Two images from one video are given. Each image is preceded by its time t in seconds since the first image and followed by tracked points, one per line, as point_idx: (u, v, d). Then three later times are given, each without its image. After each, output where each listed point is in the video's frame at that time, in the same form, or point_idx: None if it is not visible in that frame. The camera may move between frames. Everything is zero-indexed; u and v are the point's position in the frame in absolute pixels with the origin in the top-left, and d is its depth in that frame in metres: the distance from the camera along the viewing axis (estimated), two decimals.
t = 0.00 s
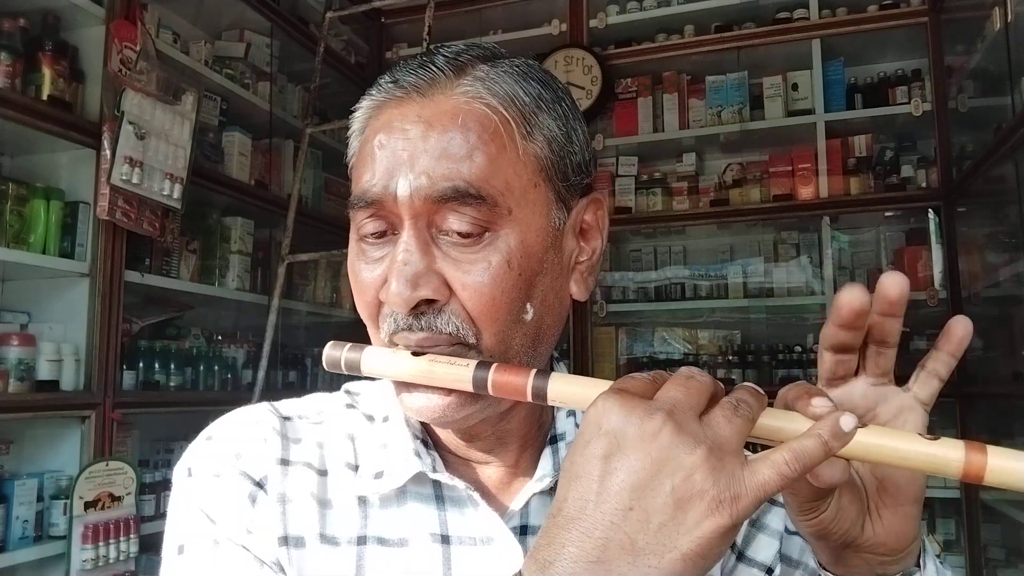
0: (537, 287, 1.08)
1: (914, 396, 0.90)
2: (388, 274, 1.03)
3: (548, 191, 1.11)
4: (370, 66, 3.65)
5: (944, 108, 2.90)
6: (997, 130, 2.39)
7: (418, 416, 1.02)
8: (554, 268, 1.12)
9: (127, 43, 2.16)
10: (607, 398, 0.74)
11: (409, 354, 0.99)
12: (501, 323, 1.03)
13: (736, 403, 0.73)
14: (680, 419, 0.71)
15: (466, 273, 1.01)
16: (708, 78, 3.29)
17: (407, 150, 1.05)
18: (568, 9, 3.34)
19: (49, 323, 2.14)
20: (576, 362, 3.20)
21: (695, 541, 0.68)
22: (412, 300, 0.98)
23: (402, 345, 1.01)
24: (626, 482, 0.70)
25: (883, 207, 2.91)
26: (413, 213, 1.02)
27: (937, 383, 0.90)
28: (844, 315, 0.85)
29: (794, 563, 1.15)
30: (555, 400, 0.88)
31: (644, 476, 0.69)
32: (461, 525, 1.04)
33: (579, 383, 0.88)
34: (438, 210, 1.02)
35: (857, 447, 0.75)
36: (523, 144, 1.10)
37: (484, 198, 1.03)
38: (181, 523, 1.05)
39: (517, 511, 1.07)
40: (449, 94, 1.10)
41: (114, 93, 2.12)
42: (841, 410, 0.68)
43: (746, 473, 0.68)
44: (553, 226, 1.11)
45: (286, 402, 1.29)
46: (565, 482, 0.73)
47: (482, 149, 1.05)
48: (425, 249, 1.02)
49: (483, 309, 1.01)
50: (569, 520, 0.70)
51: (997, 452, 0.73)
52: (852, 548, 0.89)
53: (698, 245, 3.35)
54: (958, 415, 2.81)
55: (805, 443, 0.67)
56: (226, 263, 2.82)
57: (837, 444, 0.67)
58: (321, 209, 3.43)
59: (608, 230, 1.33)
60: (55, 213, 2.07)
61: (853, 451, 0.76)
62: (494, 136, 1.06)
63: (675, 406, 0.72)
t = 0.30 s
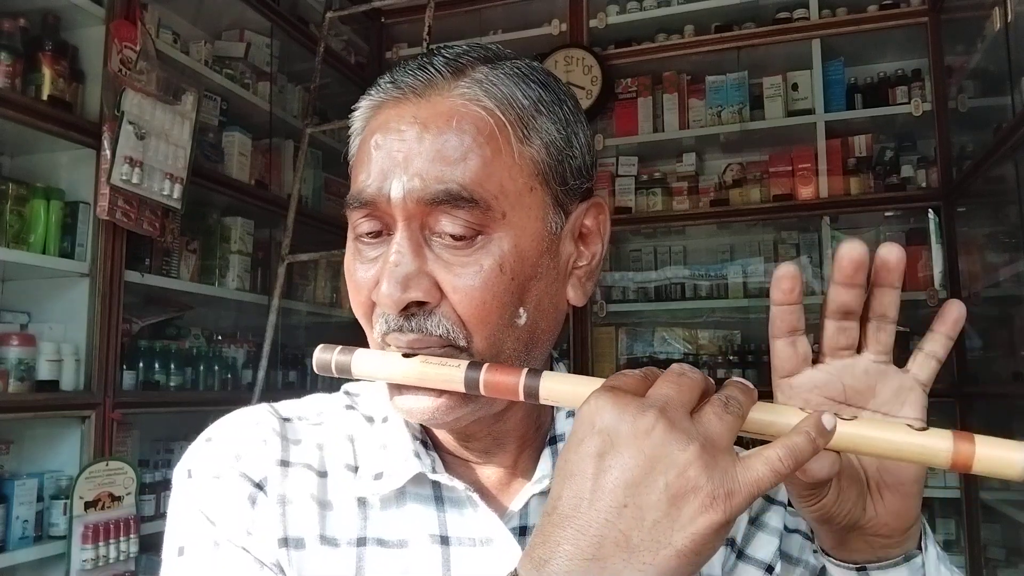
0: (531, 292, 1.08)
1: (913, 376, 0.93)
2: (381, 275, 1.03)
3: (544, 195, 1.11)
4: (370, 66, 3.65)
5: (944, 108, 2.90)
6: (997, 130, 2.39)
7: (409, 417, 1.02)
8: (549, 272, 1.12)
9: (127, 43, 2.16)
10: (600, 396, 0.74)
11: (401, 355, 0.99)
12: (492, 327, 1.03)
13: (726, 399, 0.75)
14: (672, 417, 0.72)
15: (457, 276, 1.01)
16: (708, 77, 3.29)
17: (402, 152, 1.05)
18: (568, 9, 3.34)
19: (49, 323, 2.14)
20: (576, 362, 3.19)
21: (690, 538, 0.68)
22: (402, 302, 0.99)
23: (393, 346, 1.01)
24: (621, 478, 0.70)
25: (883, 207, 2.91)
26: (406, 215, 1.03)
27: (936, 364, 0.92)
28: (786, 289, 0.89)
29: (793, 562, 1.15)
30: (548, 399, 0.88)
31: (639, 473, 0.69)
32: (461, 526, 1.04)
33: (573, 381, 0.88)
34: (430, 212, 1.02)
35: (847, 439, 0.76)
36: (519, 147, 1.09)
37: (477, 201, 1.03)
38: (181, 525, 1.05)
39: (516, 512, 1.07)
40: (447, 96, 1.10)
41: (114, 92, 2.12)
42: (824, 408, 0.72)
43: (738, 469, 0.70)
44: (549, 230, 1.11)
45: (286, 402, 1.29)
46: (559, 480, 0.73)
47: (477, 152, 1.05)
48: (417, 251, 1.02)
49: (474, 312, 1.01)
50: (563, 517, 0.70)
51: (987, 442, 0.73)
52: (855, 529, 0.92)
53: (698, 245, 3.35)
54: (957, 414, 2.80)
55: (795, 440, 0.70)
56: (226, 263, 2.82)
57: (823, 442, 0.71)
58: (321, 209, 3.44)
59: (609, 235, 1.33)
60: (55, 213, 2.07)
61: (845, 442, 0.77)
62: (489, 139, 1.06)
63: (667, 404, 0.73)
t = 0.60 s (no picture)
0: (531, 292, 1.08)
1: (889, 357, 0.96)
2: (380, 274, 1.03)
3: (544, 196, 1.11)
4: (370, 66, 3.65)
5: (944, 108, 2.90)
6: (997, 130, 2.39)
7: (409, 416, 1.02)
8: (549, 273, 1.12)
9: (127, 43, 2.16)
10: (597, 396, 0.74)
11: (401, 354, 0.99)
12: (492, 327, 1.03)
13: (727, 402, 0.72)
14: (671, 417, 0.70)
15: (457, 275, 1.01)
16: (708, 77, 3.29)
17: (402, 152, 1.05)
18: (568, 9, 3.34)
19: (49, 323, 2.14)
20: (577, 362, 3.19)
21: (685, 537, 0.68)
22: (401, 301, 0.99)
23: (393, 344, 1.01)
24: (619, 478, 0.70)
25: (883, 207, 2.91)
26: (406, 214, 1.03)
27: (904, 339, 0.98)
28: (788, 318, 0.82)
29: (793, 570, 1.14)
30: (548, 401, 0.88)
31: (636, 473, 0.69)
32: (461, 528, 1.04)
33: (572, 383, 0.87)
34: (430, 211, 1.03)
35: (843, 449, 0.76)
36: (519, 148, 1.09)
37: (476, 201, 1.03)
38: (182, 523, 1.05)
39: (516, 513, 1.07)
40: (447, 96, 1.10)
41: (114, 92, 2.12)
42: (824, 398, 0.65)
43: (731, 471, 0.68)
44: (549, 231, 1.11)
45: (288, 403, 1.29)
46: (556, 480, 0.73)
47: (477, 152, 1.05)
48: (416, 251, 1.02)
49: (473, 312, 1.01)
50: (559, 518, 0.71)
51: (985, 453, 0.73)
52: (855, 557, 0.88)
53: (698, 245, 3.35)
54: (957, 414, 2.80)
55: (785, 435, 0.66)
56: (226, 264, 2.82)
57: (818, 434, 0.65)
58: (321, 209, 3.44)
59: (611, 236, 1.33)
60: (55, 213, 2.07)
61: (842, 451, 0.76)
62: (489, 139, 1.06)
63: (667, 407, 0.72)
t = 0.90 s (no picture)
0: (530, 290, 1.08)
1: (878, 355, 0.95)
2: (380, 272, 1.03)
3: (543, 193, 1.11)
4: (370, 66, 3.65)
5: (944, 108, 2.90)
6: (997, 130, 2.39)
7: (410, 415, 1.02)
8: (548, 271, 1.12)
9: (127, 43, 2.16)
10: (599, 396, 0.74)
11: (402, 352, 0.99)
12: (492, 325, 1.03)
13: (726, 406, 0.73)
14: (672, 418, 0.71)
15: (456, 273, 1.01)
16: (708, 77, 3.29)
17: (400, 150, 1.05)
18: (568, 9, 3.34)
19: (49, 323, 2.14)
20: (577, 362, 3.20)
21: (680, 536, 0.68)
22: (401, 298, 0.99)
23: (394, 343, 1.01)
24: (618, 479, 0.70)
25: (883, 207, 2.91)
26: (405, 213, 1.03)
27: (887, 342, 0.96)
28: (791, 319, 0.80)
29: (794, 571, 1.14)
30: (548, 399, 0.88)
31: (634, 474, 0.69)
32: (460, 527, 1.04)
33: (571, 382, 0.87)
34: (429, 209, 1.02)
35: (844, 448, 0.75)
36: (518, 146, 1.09)
37: (475, 198, 1.03)
38: (182, 523, 1.05)
39: (516, 513, 1.07)
40: (446, 94, 1.10)
41: (114, 92, 2.12)
42: (823, 395, 0.66)
43: (727, 468, 0.68)
44: (548, 229, 1.11)
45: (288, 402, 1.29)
46: (555, 480, 0.73)
47: (476, 149, 1.05)
48: (416, 248, 1.02)
49: (473, 310, 1.01)
50: (557, 518, 0.71)
51: (981, 454, 0.74)
52: (854, 560, 0.88)
53: (698, 245, 3.35)
54: (958, 414, 2.80)
55: (783, 434, 0.67)
56: (226, 264, 2.82)
57: (817, 431, 0.66)
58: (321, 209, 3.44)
59: (609, 234, 1.33)
60: (56, 213, 2.07)
61: (841, 451, 0.76)
62: (488, 137, 1.06)
63: (665, 407, 0.72)
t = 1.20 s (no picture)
0: (527, 289, 1.08)
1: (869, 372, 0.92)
2: (377, 272, 1.03)
3: (539, 192, 1.11)
4: (370, 66, 3.65)
5: (944, 108, 2.90)
6: (997, 130, 2.39)
7: (407, 414, 1.02)
8: (544, 270, 1.12)
9: (127, 43, 2.16)
10: (593, 396, 0.74)
11: (399, 351, 0.99)
12: (489, 324, 1.03)
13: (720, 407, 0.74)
14: (666, 416, 0.71)
15: (453, 272, 1.01)
16: (708, 77, 3.29)
17: (397, 150, 1.05)
18: (568, 9, 3.34)
19: (49, 323, 2.14)
20: (577, 362, 3.19)
21: (676, 536, 0.68)
22: (398, 298, 0.99)
23: (391, 342, 1.01)
24: (612, 478, 0.70)
25: (883, 207, 2.91)
26: (402, 212, 1.02)
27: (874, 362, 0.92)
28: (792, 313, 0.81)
29: (793, 573, 1.14)
30: (545, 398, 0.88)
31: (629, 474, 0.69)
32: (457, 528, 1.04)
33: (566, 381, 0.88)
34: (426, 209, 1.02)
35: (841, 445, 0.76)
36: (514, 145, 1.09)
37: (472, 197, 1.03)
38: (180, 524, 1.04)
39: (513, 513, 1.07)
40: (442, 93, 1.10)
41: (114, 92, 2.12)
42: (797, 380, 0.65)
43: (716, 466, 0.68)
44: (544, 228, 1.11)
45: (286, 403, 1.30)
46: (551, 481, 0.73)
47: (472, 148, 1.05)
48: (413, 248, 1.02)
49: (470, 308, 1.01)
50: (554, 518, 0.71)
51: (978, 451, 0.74)
52: (851, 561, 0.88)
53: (698, 245, 3.35)
54: (958, 414, 2.80)
55: (762, 425, 0.66)
56: (226, 263, 2.82)
57: (795, 419, 0.65)
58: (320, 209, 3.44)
59: (605, 233, 1.33)
60: (55, 213, 2.07)
61: (837, 448, 0.76)
62: (484, 136, 1.06)
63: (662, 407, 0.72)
